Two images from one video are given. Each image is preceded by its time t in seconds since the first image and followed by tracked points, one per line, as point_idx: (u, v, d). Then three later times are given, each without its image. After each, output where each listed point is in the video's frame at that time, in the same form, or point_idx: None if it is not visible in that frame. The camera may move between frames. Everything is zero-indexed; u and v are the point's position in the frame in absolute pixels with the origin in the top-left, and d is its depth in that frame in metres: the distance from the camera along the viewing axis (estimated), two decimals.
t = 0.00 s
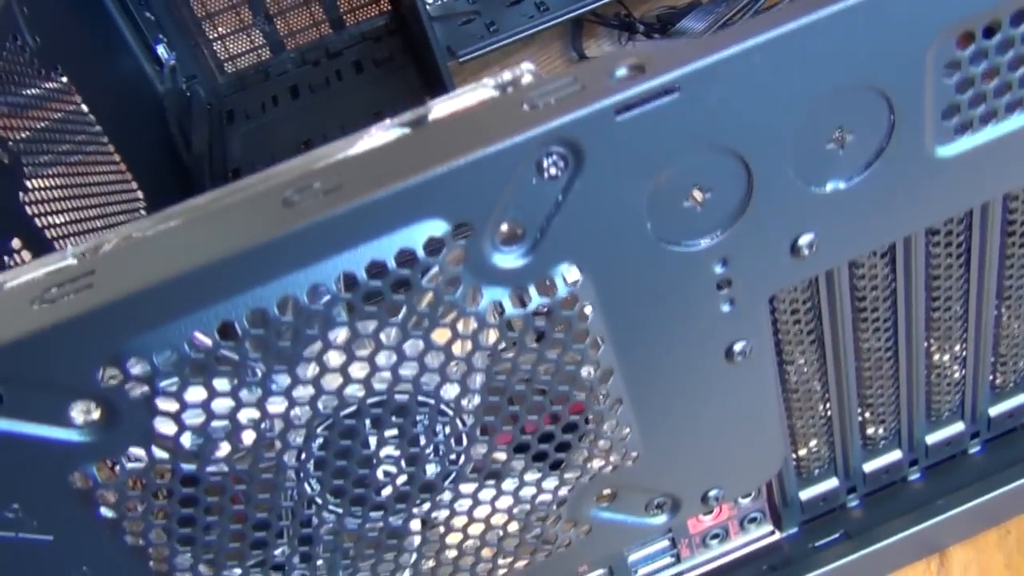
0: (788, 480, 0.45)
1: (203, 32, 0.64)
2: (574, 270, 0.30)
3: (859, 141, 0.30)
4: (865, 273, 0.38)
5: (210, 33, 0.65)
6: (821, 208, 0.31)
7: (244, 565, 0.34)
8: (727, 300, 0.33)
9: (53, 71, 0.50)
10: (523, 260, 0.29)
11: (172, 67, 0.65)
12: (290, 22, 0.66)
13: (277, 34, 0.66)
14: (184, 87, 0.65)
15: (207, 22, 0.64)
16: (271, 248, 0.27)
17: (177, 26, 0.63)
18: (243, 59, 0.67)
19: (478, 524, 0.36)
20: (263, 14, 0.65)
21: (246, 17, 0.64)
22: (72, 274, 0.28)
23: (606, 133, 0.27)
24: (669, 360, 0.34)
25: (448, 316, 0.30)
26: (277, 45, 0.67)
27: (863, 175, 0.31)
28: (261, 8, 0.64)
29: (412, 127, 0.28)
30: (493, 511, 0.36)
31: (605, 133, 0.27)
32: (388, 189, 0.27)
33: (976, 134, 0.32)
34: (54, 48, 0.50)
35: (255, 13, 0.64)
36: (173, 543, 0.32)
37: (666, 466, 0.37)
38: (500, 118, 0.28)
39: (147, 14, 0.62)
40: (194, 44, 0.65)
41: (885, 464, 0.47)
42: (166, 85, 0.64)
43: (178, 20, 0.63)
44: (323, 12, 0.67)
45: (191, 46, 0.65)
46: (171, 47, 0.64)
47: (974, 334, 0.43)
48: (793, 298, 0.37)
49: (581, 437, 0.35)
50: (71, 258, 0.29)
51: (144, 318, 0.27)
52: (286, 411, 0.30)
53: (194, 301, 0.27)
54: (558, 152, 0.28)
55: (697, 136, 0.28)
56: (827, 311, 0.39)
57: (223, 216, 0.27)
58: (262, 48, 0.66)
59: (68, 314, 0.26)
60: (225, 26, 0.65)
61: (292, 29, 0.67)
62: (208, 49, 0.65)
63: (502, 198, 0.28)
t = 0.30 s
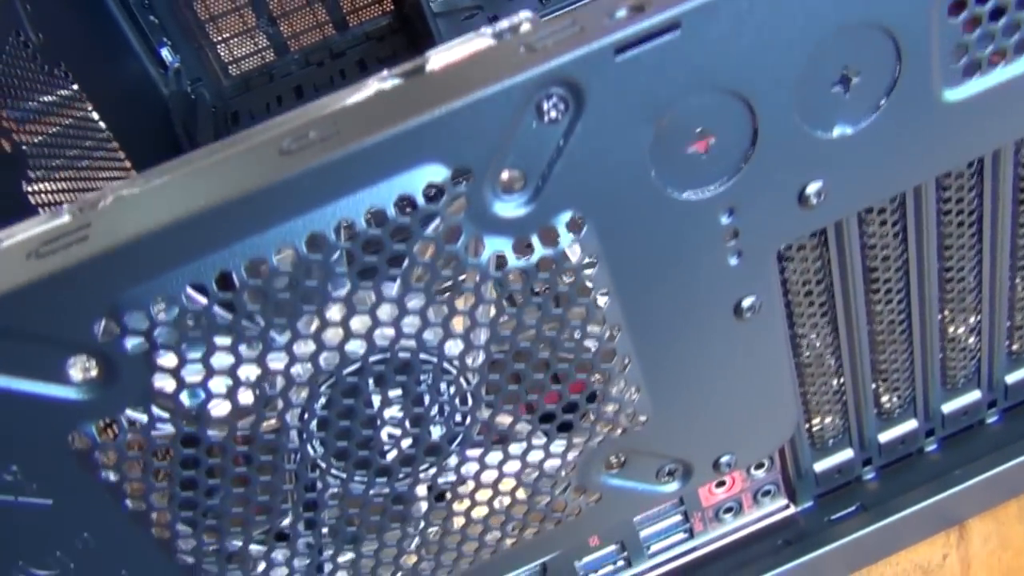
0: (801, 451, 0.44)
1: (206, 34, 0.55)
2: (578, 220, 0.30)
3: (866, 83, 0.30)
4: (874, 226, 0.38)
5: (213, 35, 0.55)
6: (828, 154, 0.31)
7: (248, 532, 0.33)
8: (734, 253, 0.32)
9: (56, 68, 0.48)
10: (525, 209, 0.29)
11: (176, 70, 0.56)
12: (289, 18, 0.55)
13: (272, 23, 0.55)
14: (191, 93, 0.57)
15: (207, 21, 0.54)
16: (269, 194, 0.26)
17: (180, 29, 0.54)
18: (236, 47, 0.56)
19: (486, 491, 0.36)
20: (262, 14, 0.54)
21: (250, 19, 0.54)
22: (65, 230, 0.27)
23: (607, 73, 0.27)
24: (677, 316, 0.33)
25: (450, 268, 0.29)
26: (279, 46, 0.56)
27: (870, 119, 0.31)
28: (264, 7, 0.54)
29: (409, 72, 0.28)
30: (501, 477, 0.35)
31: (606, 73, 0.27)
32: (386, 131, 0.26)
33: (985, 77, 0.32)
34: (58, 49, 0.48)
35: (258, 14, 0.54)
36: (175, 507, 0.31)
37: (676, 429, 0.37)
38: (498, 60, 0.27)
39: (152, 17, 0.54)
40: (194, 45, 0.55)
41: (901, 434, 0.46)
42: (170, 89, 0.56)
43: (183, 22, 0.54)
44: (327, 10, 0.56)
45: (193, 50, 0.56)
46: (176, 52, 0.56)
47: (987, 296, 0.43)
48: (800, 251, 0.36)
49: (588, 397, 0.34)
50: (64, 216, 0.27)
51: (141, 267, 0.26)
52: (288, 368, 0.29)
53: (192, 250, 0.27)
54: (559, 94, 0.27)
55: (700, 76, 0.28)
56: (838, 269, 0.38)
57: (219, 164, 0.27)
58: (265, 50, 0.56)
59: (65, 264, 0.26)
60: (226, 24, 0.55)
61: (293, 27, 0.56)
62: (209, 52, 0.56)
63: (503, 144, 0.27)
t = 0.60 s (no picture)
0: (812, 434, 0.43)
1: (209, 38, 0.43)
2: (582, 184, 0.29)
3: (874, 44, 0.30)
4: (884, 197, 0.37)
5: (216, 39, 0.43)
6: (835, 117, 0.30)
7: (248, 510, 0.32)
8: (741, 220, 0.32)
9: (61, 67, 0.43)
10: (529, 172, 0.28)
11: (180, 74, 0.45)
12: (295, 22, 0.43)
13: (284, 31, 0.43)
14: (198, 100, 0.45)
15: (209, 23, 0.42)
16: (268, 153, 0.26)
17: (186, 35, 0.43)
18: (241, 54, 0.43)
19: (492, 470, 0.35)
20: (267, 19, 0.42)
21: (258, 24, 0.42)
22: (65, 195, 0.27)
23: (610, 28, 0.27)
24: (684, 287, 0.33)
25: (451, 232, 0.29)
26: (285, 53, 0.43)
27: (879, 82, 0.30)
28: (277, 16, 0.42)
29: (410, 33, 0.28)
30: (507, 455, 0.35)
31: (609, 29, 0.27)
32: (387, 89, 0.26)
33: (995, 39, 0.32)
34: (65, 46, 0.43)
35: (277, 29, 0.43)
36: (174, 483, 0.31)
37: (685, 406, 0.36)
38: (499, 18, 0.27)
39: (157, 20, 0.43)
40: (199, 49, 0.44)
41: (914, 417, 0.45)
42: (174, 93, 0.45)
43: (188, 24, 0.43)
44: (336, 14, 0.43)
45: (200, 56, 0.44)
46: (182, 57, 0.44)
47: (1000, 275, 0.42)
48: (807, 221, 0.36)
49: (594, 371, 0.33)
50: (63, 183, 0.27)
51: (139, 230, 0.26)
52: (288, 337, 0.29)
53: (189, 211, 0.26)
54: (562, 52, 0.27)
55: (705, 30, 0.28)
56: (847, 241, 0.38)
57: (219, 126, 0.26)
58: (271, 56, 0.43)
59: (61, 227, 0.26)
60: (232, 29, 0.43)
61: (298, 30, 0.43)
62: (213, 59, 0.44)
63: (505, 104, 0.27)
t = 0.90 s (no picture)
0: (812, 421, 0.43)
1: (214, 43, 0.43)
2: (578, 154, 0.29)
3: (870, 16, 0.30)
4: (884, 175, 0.37)
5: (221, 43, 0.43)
6: (832, 90, 0.30)
7: (241, 486, 0.32)
8: (738, 195, 0.32)
9: (63, 66, 0.43)
10: (524, 142, 0.28)
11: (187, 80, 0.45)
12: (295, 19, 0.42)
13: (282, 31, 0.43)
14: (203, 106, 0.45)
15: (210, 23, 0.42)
16: (261, 118, 0.26)
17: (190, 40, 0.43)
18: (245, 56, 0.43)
19: (487, 449, 0.35)
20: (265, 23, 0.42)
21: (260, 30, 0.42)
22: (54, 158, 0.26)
23: None
24: (681, 262, 0.32)
25: (445, 202, 0.28)
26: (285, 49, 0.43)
27: (876, 55, 0.30)
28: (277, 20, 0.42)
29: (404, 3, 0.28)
30: (502, 433, 0.34)
31: None
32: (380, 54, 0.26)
33: (992, 13, 0.31)
34: (65, 43, 0.43)
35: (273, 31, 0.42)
36: (166, 458, 0.31)
37: (682, 386, 0.36)
38: None
39: (161, 25, 0.44)
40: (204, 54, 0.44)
41: (915, 406, 0.45)
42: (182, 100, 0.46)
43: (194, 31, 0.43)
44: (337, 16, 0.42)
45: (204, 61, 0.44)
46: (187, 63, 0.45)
47: (1001, 259, 0.42)
48: (805, 200, 0.36)
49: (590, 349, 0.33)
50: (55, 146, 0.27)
51: (130, 194, 0.26)
52: (281, 307, 0.29)
53: (181, 176, 0.26)
54: (556, 19, 0.27)
55: None
56: (846, 222, 0.37)
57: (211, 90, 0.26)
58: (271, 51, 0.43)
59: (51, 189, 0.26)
60: (235, 33, 0.43)
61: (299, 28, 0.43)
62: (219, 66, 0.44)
63: (499, 70, 0.27)
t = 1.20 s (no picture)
0: (802, 393, 0.43)
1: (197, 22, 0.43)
2: (558, 104, 0.29)
3: None
4: (870, 138, 0.37)
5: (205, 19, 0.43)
6: (812, 42, 0.30)
7: (221, 446, 0.32)
8: (721, 149, 0.32)
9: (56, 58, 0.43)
10: (504, 91, 0.28)
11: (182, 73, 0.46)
12: None
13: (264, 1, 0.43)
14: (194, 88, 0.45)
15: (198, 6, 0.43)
16: (238, 60, 0.25)
17: (178, 24, 0.43)
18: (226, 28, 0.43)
19: (472, 411, 0.34)
20: None
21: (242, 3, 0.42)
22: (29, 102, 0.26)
23: None
24: (663, 218, 0.32)
25: (424, 151, 0.28)
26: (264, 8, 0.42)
27: (855, 6, 0.30)
28: None
29: None
30: (486, 395, 0.34)
31: None
32: None
33: None
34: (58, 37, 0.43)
35: None
36: (145, 415, 0.30)
37: (668, 350, 0.35)
38: None
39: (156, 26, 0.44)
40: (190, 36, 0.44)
41: (906, 379, 0.44)
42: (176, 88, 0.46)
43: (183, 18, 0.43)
44: None
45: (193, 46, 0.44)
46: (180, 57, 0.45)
47: (989, 227, 0.41)
48: (789, 162, 0.36)
49: (573, 307, 0.33)
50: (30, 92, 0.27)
51: (107, 138, 0.26)
52: (260, 258, 0.29)
53: (157, 120, 0.26)
54: None
55: None
56: (832, 186, 0.37)
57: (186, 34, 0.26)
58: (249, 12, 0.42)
59: (26, 133, 0.25)
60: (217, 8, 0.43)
61: None
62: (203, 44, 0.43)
63: (478, 15, 0.27)
